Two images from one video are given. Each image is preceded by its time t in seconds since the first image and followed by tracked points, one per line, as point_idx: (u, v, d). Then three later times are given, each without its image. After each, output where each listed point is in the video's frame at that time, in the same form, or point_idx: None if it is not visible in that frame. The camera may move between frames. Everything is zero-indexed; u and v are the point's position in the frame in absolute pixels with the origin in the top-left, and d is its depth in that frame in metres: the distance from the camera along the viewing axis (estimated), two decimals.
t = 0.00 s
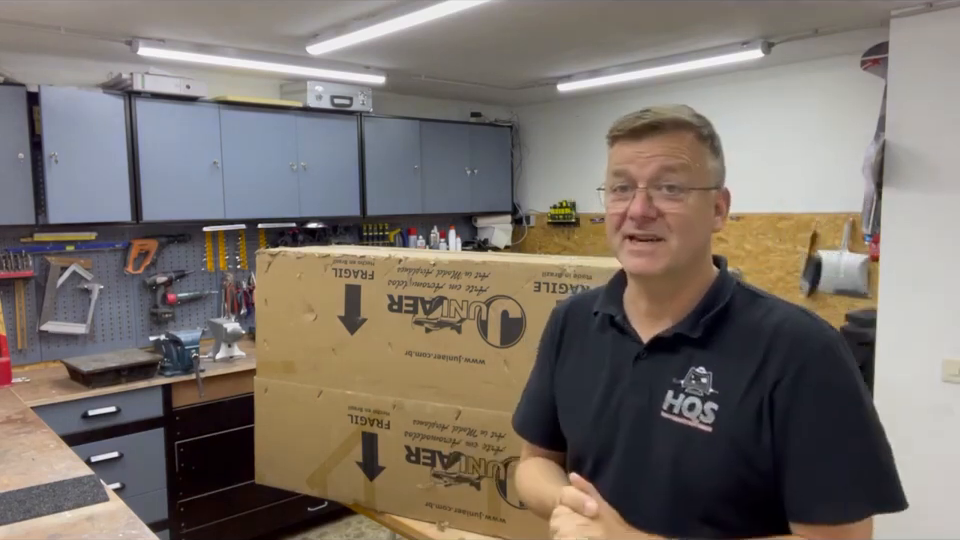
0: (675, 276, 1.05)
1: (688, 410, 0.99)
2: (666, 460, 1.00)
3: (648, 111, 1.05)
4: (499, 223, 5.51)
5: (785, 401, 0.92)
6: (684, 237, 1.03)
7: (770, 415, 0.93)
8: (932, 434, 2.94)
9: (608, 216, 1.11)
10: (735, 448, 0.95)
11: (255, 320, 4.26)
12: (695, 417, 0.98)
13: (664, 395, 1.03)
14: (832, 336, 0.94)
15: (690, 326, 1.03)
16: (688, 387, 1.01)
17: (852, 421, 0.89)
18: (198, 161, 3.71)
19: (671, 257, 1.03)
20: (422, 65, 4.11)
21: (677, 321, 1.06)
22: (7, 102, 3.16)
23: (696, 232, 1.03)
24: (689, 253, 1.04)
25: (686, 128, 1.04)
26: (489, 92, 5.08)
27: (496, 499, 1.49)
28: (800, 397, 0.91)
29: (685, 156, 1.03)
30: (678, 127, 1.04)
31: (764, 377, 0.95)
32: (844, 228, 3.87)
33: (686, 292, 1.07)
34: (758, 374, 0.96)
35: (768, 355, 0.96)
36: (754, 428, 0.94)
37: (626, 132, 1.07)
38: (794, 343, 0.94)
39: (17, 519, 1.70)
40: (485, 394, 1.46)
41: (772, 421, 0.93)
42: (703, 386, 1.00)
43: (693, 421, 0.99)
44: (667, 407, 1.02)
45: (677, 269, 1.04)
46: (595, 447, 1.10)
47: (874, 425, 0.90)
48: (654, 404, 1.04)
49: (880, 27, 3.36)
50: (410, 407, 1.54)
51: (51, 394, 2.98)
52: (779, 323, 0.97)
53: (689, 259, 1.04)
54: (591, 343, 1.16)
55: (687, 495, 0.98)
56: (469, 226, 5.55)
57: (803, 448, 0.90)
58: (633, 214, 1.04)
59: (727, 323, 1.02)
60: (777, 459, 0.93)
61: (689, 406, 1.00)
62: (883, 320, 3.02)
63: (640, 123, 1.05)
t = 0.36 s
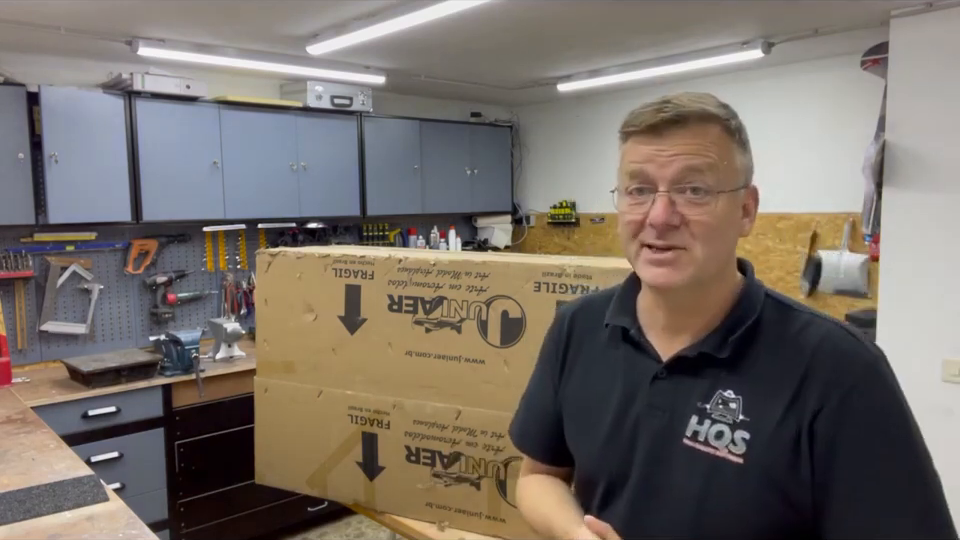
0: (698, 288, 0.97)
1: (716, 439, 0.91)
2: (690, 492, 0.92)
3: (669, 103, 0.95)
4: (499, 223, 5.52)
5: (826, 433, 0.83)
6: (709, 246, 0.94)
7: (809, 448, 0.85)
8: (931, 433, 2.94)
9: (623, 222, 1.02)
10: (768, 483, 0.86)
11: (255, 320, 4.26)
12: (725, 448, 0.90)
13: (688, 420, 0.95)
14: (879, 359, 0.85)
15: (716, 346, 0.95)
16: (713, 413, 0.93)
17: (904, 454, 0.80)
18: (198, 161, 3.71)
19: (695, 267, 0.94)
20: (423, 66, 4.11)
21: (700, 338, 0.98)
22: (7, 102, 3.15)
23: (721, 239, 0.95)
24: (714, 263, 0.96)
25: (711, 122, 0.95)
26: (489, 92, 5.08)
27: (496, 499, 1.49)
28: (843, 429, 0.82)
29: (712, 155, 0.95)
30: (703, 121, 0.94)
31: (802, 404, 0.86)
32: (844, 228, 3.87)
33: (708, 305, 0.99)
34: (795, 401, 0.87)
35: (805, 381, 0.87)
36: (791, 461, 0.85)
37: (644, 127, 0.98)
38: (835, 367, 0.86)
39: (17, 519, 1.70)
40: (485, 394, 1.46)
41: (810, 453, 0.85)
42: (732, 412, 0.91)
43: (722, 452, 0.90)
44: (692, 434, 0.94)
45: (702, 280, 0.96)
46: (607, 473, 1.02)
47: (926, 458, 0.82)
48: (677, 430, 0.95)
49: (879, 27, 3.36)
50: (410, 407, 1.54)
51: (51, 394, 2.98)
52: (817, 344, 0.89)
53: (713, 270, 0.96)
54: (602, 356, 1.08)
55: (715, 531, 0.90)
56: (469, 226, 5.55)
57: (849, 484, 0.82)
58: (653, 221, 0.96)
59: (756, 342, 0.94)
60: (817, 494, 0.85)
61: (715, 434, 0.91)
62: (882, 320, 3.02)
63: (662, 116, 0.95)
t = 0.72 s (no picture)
0: (714, 295, 0.96)
1: (728, 452, 0.90)
2: (702, 506, 0.90)
3: (690, 102, 0.94)
4: (499, 223, 5.52)
5: (842, 449, 0.83)
6: (727, 253, 0.94)
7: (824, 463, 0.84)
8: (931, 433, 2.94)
9: (638, 226, 1.01)
10: (781, 498, 0.85)
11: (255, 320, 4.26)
12: (737, 461, 0.89)
13: (700, 431, 0.93)
14: (897, 374, 0.85)
15: (728, 355, 0.94)
16: (727, 425, 0.91)
17: (921, 473, 0.80)
18: (198, 161, 3.71)
19: (711, 275, 0.94)
20: (423, 65, 4.11)
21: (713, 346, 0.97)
22: (7, 102, 3.16)
23: (739, 245, 0.94)
24: (731, 270, 0.95)
25: (733, 125, 0.93)
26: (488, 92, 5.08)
27: (496, 499, 1.49)
28: (860, 445, 0.82)
29: (734, 161, 0.93)
30: (725, 123, 0.93)
31: (818, 418, 0.85)
32: (844, 228, 3.87)
33: (723, 313, 0.98)
34: (811, 415, 0.86)
35: (822, 394, 0.86)
36: (805, 475, 0.84)
37: (664, 127, 0.96)
38: (852, 382, 0.85)
39: (17, 519, 1.70)
40: (485, 394, 1.46)
41: (826, 468, 0.84)
42: (745, 424, 0.90)
43: (734, 465, 0.89)
44: (704, 445, 0.92)
45: (718, 287, 0.95)
46: (615, 483, 1.00)
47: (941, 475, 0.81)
48: (688, 441, 0.94)
49: (879, 27, 3.36)
50: (410, 407, 1.54)
51: (51, 394, 2.98)
52: (833, 357, 0.88)
53: (730, 277, 0.95)
54: (611, 362, 1.06)
55: None
56: (469, 226, 5.55)
57: (865, 501, 0.81)
58: (671, 226, 0.94)
59: (771, 355, 0.92)
60: (831, 510, 0.84)
61: (728, 447, 0.90)
62: (882, 320, 3.02)
63: (683, 118, 0.94)
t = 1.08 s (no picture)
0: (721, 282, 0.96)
1: (725, 434, 0.89)
2: (697, 489, 0.90)
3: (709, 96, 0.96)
4: (499, 223, 5.52)
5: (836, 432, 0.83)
6: (736, 239, 0.94)
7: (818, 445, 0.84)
8: (931, 433, 2.94)
9: (650, 211, 1.01)
10: (776, 479, 0.85)
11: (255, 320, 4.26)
12: (733, 442, 0.89)
13: (698, 414, 0.93)
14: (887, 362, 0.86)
15: (731, 342, 0.94)
16: (725, 408, 0.91)
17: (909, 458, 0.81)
18: (198, 161, 3.71)
19: (721, 260, 0.94)
20: (423, 65, 4.10)
21: (718, 334, 0.97)
22: (7, 102, 3.16)
23: (748, 234, 0.94)
24: (739, 258, 0.95)
25: (748, 120, 0.95)
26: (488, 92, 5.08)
27: (496, 499, 1.49)
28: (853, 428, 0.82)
29: (748, 153, 0.95)
30: (741, 117, 0.94)
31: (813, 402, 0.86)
32: (844, 228, 3.87)
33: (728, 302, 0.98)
34: (806, 399, 0.86)
35: (817, 379, 0.87)
36: (799, 457, 0.84)
37: (681, 118, 0.97)
38: (846, 367, 0.85)
39: (17, 519, 1.70)
40: (485, 394, 1.46)
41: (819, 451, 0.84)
42: (742, 407, 0.90)
43: (731, 446, 0.89)
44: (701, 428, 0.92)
45: (726, 271, 0.95)
46: (613, 470, 0.99)
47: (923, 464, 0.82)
48: (687, 424, 0.93)
49: (879, 27, 3.36)
50: (410, 407, 1.54)
51: (51, 394, 2.98)
52: (827, 345, 0.89)
53: (737, 265, 0.95)
54: (612, 349, 1.06)
55: (722, 530, 0.87)
56: (469, 226, 5.55)
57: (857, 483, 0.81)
58: (684, 208, 0.95)
59: (771, 342, 0.93)
60: (822, 493, 0.83)
61: (725, 429, 0.90)
62: (882, 320, 3.02)
63: (701, 109, 0.95)
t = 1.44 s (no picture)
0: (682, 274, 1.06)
1: (700, 401, 1.01)
2: (679, 450, 1.02)
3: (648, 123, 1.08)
4: (499, 223, 5.52)
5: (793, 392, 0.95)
6: (689, 235, 1.04)
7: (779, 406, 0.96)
8: (932, 434, 2.93)
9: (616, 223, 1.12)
10: (747, 438, 0.97)
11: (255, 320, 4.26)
12: (707, 408, 1.01)
13: (675, 386, 1.04)
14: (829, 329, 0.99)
15: (699, 322, 1.05)
16: (698, 380, 1.03)
17: (854, 408, 0.94)
18: (198, 160, 3.71)
19: (679, 255, 1.04)
20: (423, 66, 4.10)
21: (687, 319, 1.08)
22: (7, 102, 3.16)
23: (699, 231, 1.05)
24: (695, 252, 1.06)
25: (684, 136, 1.07)
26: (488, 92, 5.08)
27: (496, 499, 1.49)
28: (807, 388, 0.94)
29: (689, 162, 1.05)
30: (677, 135, 1.07)
31: (772, 369, 0.98)
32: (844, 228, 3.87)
33: (693, 291, 1.08)
34: (766, 366, 0.98)
35: (774, 348, 0.99)
36: (764, 417, 0.97)
37: (630, 142, 1.10)
38: (796, 336, 0.97)
39: (17, 519, 1.70)
40: (485, 394, 1.46)
41: (782, 410, 0.96)
42: (713, 378, 1.02)
43: (706, 412, 1.01)
44: (680, 399, 1.03)
45: (683, 262, 1.06)
46: (606, 442, 1.10)
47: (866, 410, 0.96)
48: (666, 396, 1.05)
49: (879, 27, 3.36)
50: (410, 407, 1.54)
51: (51, 394, 2.98)
52: (780, 318, 1.01)
53: (693, 258, 1.06)
54: (598, 336, 1.16)
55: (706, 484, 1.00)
56: (469, 226, 5.55)
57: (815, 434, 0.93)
58: (641, 213, 1.05)
59: (734, 317, 1.05)
60: (785, 446, 0.96)
61: (700, 398, 1.02)
62: (882, 320, 3.02)
63: (644, 133, 1.08)
